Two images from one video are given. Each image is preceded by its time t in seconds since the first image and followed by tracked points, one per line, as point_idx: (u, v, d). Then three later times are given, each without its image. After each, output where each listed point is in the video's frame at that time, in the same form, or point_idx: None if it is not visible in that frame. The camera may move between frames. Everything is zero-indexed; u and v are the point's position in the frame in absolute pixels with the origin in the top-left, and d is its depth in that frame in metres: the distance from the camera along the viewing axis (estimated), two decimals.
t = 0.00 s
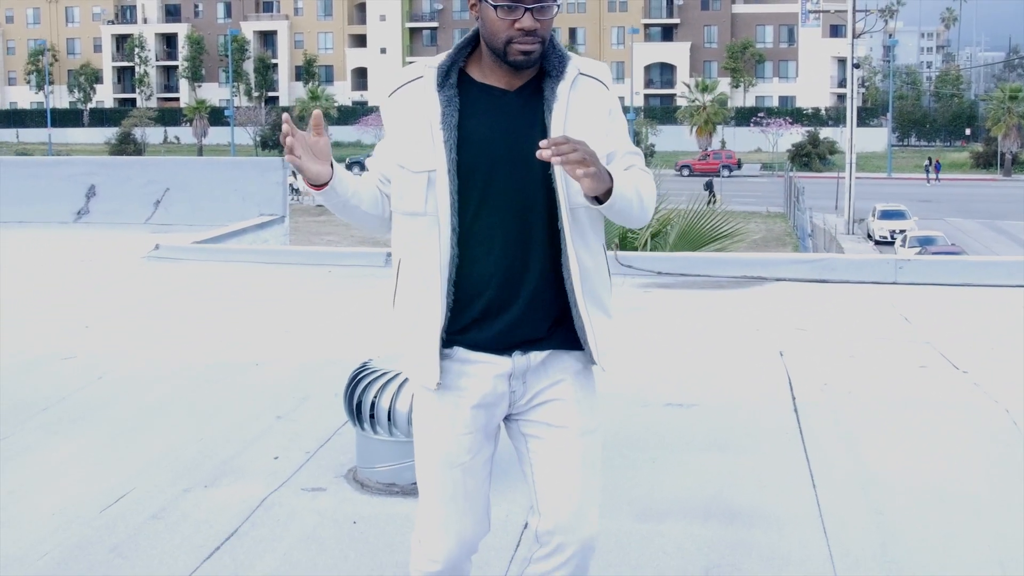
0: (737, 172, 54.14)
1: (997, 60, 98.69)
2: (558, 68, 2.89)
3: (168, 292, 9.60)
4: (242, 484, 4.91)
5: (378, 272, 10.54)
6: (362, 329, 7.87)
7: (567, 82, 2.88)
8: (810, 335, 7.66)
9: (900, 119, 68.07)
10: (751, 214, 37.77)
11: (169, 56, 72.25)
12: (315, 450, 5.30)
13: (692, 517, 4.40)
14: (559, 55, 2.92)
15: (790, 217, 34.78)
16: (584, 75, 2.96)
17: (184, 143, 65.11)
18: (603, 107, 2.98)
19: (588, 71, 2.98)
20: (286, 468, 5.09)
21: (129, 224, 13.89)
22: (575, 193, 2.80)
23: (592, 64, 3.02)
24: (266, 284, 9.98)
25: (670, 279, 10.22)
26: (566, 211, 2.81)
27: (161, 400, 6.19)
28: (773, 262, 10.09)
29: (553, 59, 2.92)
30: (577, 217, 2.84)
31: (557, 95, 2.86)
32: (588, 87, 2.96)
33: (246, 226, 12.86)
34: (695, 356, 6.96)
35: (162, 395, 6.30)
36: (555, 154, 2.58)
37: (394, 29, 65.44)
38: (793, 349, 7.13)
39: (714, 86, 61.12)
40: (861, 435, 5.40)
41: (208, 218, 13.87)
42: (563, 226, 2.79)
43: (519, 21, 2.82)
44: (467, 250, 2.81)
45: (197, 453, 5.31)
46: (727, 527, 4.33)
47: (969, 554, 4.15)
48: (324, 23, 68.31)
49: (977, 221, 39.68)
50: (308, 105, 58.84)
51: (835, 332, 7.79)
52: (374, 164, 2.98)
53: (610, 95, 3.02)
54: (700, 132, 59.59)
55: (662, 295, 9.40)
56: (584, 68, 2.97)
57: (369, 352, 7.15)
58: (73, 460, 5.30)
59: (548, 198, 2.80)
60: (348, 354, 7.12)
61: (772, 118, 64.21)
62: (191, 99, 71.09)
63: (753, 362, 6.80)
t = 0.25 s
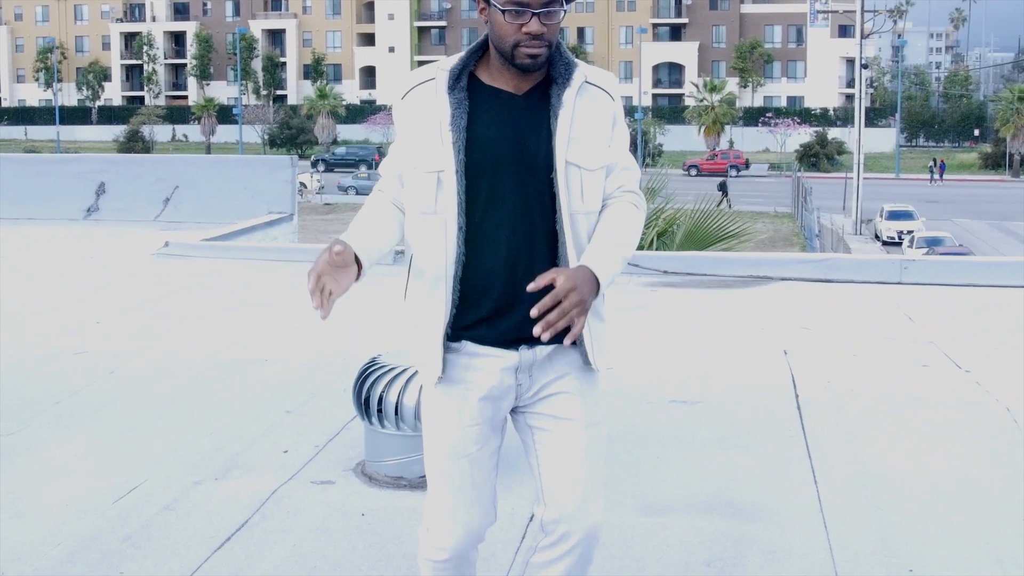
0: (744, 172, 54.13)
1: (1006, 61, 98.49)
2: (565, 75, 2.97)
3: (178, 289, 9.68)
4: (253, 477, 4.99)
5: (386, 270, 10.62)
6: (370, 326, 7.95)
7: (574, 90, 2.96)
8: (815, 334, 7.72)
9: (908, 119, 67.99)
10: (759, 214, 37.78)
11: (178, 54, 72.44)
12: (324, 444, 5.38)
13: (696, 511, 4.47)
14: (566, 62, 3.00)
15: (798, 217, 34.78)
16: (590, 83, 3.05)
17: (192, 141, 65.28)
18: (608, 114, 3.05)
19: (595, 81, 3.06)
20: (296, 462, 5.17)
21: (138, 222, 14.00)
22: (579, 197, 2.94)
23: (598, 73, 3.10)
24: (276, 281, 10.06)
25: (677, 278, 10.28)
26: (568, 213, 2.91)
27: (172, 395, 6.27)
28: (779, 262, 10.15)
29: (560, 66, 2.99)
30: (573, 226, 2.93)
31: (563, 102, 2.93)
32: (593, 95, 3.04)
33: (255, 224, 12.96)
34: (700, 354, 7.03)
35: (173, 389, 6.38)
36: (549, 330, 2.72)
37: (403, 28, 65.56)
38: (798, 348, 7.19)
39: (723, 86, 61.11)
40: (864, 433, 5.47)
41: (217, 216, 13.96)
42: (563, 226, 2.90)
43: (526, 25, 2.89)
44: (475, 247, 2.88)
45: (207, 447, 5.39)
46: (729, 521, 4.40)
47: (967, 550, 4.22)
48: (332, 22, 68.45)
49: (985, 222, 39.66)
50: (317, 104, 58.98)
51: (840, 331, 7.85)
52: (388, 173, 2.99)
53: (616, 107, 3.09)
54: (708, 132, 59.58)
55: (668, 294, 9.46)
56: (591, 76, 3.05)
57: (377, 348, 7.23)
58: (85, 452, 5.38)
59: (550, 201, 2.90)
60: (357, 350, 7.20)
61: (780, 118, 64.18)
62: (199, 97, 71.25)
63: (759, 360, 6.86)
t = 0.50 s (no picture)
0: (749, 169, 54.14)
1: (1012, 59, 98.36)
2: (570, 81, 2.98)
3: (186, 284, 9.76)
4: (262, 469, 5.06)
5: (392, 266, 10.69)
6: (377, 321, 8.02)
7: (578, 97, 2.97)
8: (818, 330, 7.78)
9: (913, 117, 67.93)
10: (763, 212, 37.82)
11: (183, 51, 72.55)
12: (332, 437, 5.45)
13: (698, 503, 4.53)
14: (571, 66, 3.01)
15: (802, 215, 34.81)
16: (596, 89, 3.05)
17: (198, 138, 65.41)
18: (611, 121, 3.06)
19: (601, 87, 3.06)
20: (304, 454, 5.25)
21: (144, 217, 14.09)
22: (577, 203, 2.96)
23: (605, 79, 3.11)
24: (283, 277, 10.14)
25: (680, 275, 10.35)
26: (566, 218, 2.94)
27: (182, 388, 6.35)
28: (783, 259, 10.21)
29: (566, 70, 3.00)
30: (568, 231, 2.96)
31: (566, 109, 2.95)
32: (599, 102, 3.04)
33: (261, 221, 13.04)
34: (703, 349, 7.10)
35: (182, 382, 6.45)
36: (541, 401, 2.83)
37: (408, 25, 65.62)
38: (801, 344, 7.25)
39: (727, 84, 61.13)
40: (865, 428, 5.52)
41: (223, 212, 14.03)
42: (561, 231, 2.93)
43: (534, 27, 2.94)
44: (481, 243, 2.95)
45: (217, 439, 5.47)
46: (732, 512, 4.46)
47: (966, 542, 4.27)
48: (337, 19, 68.54)
49: (989, 220, 39.67)
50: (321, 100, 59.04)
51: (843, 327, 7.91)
52: (396, 170, 3.10)
53: (621, 115, 3.09)
54: (712, 130, 59.60)
55: (672, 290, 9.53)
56: (597, 83, 3.05)
57: (384, 343, 7.31)
58: (97, 444, 5.46)
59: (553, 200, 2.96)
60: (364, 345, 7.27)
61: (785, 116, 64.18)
62: (205, 93, 71.38)
63: (761, 356, 6.92)
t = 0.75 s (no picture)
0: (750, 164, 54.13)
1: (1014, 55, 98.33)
2: (574, 76, 3.04)
3: (190, 277, 9.83)
4: (269, 458, 5.13)
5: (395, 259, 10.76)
6: (381, 313, 8.09)
7: (581, 92, 3.03)
8: (819, 323, 7.85)
9: (915, 113, 67.91)
10: (764, 207, 37.85)
11: (185, 45, 72.52)
12: (338, 426, 5.52)
13: (700, 492, 4.60)
14: (576, 63, 3.07)
15: (804, 210, 34.82)
16: (599, 85, 3.11)
17: (199, 132, 65.43)
18: (614, 117, 3.12)
19: (604, 83, 3.12)
20: (310, 443, 5.32)
21: (148, 211, 14.16)
22: (577, 196, 3.00)
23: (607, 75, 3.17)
24: (287, 270, 10.21)
25: (682, 268, 10.41)
26: (568, 211, 3.00)
27: (189, 379, 6.42)
28: (784, 252, 10.28)
29: (571, 66, 3.07)
30: (570, 225, 3.01)
31: (570, 104, 3.00)
32: (602, 96, 3.10)
33: (265, 215, 13.11)
34: (704, 341, 7.16)
35: (189, 373, 6.52)
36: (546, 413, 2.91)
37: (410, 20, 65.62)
38: (801, 336, 7.32)
39: (729, 79, 61.10)
40: (864, 418, 5.59)
41: (226, 206, 14.10)
42: (562, 225, 2.98)
43: (540, 22, 3.01)
44: (487, 233, 3.01)
45: (224, 429, 5.53)
46: (733, 500, 4.53)
47: (963, 530, 4.34)
48: (339, 13, 68.53)
49: (990, 216, 39.72)
50: (324, 95, 59.11)
51: (843, 320, 7.98)
52: (405, 165, 3.15)
53: (623, 111, 3.15)
54: (714, 125, 59.60)
55: (673, 283, 9.59)
56: (600, 79, 3.11)
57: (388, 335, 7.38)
58: (106, 433, 5.53)
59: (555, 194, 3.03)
60: (368, 337, 7.34)
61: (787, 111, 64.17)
62: (206, 88, 71.37)
63: (762, 348, 6.98)
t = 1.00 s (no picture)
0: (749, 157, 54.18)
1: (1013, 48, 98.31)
2: (582, 72, 3.08)
3: (195, 267, 9.90)
4: (278, 441, 5.21)
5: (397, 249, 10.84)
6: (385, 301, 8.17)
7: (589, 88, 3.07)
8: (818, 311, 7.93)
9: (914, 105, 67.93)
10: (764, 199, 37.90)
11: (184, 37, 72.46)
12: (345, 411, 5.61)
13: (702, 474, 4.68)
14: (584, 59, 3.10)
15: (803, 202, 34.88)
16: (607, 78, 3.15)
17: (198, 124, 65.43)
18: (622, 111, 3.16)
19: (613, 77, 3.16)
20: (318, 427, 5.40)
21: (151, 201, 14.20)
22: (585, 188, 3.07)
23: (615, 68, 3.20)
24: (291, 259, 10.29)
25: (683, 258, 10.50)
26: (576, 205, 3.07)
27: (196, 365, 6.50)
28: (784, 242, 10.36)
29: (579, 62, 3.10)
30: (578, 217, 3.08)
31: (577, 99, 3.05)
32: (610, 92, 3.14)
33: (267, 205, 13.17)
34: (706, 329, 7.24)
35: (196, 360, 6.60)
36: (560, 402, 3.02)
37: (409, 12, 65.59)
38: (801, 324, 7.41)
39: (729, 71, 61.11)
40: (864, 405, 5.67)
41: (228, 196, 14.15)
42: (570, 215, 3.06)
43: (546, 22, 3.04)
44: (499, 223, 3.10)
45: (233, 414, 5.62)
46: (735, 483, 4.61)
47: (961, 511, 4.42)
48: (339, 5, 68.48)
49: (989, 208, 39.79)
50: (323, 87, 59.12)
51: (842, 308, 8.06)
52: (414, 153, 3.23)
53: (631, 104, 3.19)
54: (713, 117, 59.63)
55: (674, 273, 9.67)
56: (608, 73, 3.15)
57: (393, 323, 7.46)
58: (116, 418, 5.61)
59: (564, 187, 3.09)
60: (372, 325, 7.41)
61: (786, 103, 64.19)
62: (205, 80, 71.34)
63: (763, 336, 7.06)
